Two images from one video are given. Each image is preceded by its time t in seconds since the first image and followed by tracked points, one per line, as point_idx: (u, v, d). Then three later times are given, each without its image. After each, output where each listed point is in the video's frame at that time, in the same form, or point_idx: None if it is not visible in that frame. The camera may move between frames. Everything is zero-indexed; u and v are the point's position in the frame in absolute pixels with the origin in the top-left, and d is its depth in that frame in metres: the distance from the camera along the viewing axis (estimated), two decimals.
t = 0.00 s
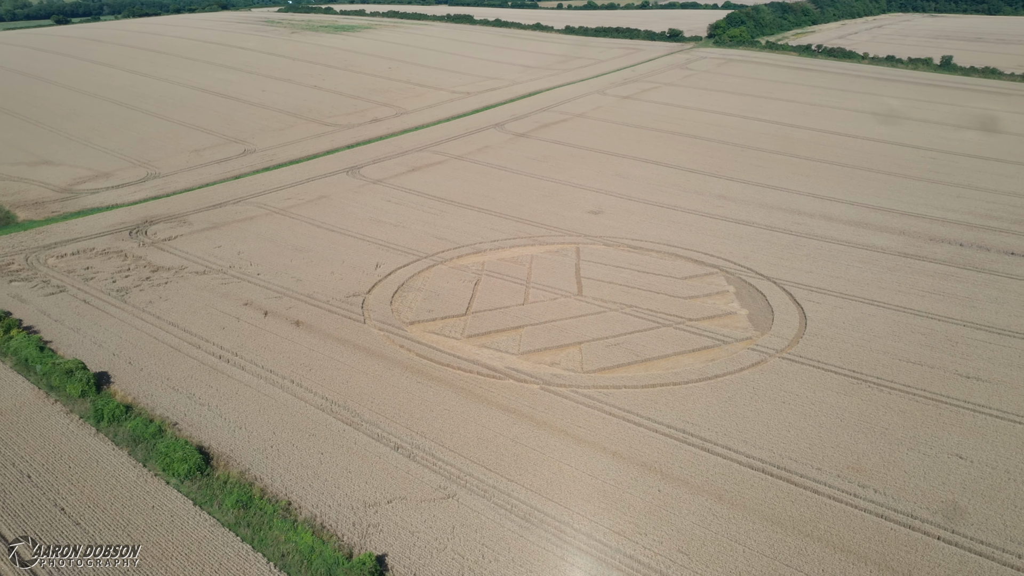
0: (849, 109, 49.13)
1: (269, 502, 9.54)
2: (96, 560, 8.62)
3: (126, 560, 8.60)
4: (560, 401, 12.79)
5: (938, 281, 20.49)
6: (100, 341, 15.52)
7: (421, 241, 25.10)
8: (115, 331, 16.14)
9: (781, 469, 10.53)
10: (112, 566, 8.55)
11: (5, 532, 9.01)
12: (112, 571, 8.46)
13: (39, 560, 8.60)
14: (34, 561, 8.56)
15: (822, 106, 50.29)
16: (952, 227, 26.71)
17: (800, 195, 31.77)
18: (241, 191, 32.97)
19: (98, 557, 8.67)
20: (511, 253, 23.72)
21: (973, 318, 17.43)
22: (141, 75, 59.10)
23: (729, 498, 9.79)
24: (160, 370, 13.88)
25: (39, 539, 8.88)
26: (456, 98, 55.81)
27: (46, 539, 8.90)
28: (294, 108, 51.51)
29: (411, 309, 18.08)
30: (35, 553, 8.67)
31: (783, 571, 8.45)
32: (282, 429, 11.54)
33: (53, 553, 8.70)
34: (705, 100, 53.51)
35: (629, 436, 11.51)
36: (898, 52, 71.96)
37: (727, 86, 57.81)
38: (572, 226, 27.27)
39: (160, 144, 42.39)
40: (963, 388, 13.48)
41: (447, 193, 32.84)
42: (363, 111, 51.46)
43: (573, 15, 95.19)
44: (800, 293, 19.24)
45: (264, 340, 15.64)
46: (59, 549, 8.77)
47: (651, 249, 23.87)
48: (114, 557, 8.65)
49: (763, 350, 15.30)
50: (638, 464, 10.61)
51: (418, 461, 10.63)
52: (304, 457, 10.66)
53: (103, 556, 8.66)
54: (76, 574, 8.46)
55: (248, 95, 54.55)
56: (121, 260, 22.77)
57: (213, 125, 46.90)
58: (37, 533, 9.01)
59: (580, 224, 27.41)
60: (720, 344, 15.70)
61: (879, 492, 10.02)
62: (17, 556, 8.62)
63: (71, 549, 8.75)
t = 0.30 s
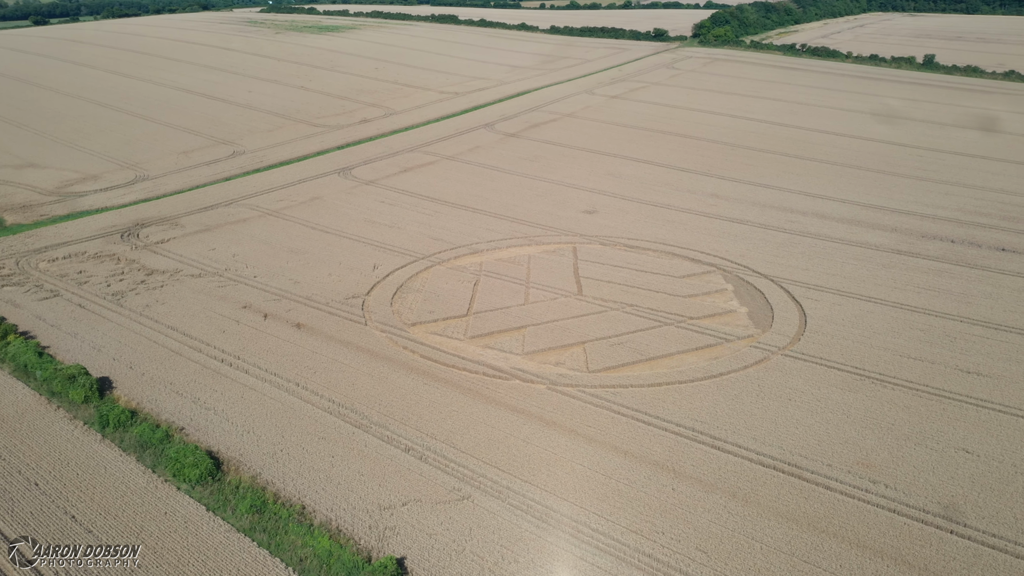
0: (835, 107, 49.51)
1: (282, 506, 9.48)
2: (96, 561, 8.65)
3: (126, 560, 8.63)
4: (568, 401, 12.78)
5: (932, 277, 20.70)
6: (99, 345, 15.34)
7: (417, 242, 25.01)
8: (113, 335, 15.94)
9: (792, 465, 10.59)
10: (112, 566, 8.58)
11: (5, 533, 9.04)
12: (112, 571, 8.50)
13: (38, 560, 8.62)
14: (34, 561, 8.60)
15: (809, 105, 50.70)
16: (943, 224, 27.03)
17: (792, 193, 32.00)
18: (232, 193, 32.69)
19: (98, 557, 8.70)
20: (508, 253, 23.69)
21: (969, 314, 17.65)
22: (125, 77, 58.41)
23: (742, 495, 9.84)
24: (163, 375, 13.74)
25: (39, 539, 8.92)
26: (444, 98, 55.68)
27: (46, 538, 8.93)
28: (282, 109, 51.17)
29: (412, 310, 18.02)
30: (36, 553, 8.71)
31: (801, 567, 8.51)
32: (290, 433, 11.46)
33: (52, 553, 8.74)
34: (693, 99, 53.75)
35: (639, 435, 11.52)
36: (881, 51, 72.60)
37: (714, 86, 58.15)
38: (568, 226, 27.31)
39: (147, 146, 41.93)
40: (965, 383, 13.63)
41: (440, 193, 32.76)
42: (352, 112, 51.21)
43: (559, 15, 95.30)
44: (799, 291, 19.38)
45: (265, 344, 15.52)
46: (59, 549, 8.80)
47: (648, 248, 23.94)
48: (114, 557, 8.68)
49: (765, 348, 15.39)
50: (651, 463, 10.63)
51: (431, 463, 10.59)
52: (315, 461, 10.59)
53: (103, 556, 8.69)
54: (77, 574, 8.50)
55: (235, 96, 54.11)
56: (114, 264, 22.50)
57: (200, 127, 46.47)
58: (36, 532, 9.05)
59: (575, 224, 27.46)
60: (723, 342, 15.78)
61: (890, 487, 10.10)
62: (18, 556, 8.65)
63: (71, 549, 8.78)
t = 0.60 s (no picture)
0: (822, 106, 49.87)
1: (297, 511, 9.42)
2: (97, 561, 8.68)
3: (126, 560, 8.66)
4: (576, 401, 12.78)
5: (926, 274, 20.95)
6: (98, 350, 15.14)
7: (413, 243, 24.94)
8: (112, 340, 15.75)
9: (802, 462, 10.67)
10: (112, 566, 8.59)
11: (5, 534, 9.08)
12: (112, 571, 8.52)
13: (39, 560, 8.67)
14: (35, 560, 8.64)
15: (796, 104, 51.10)
16: (934, 221, 27.33)
17: (784, 191, 32.22)
18: (224, 195, 32.40)
19: (98, 557, 8.72)
20: (505, 253, 23.68)
21: (965, 310, 17.88)
22: (108, 78, 57.74)
23: (756, 492, 9.89)
24: (166, 379, 13.59)
25: (39, 540, 8.96)
26: (433, 99, 55.54)
27: (46, 539, 8.98)
28: (270, 111, 50.82)
29: (413, 312, 17.95)
30: (36, 553, 8.74)
31: (820, 563, 8.57)
32: (300, 436, 11.39)
33: (52, 553, 8.78)
34: (681, 99, 53.96)
35: (649, 433, 11.54)
36: (865, 50, 73.27)
37: (701, 85, 58.47)
38: (563, 225, 27.34)
39: (135, 148, 41.47)
40: (967, 378, 13.78)
41: (433, 194, 32.68)
42: (341, 113, 50.94)
43: (545, 15, 95.40)
44: (797, 288, 19.52)
45: (268, 347, 15.39)
46: (59, 549, 8.84)
47: (644, 247, 24.01)
48: (114, 557, 8.70)
49: (768, 346, 15.48)
50: (663, 461, 10.65)
51: (444, 465, 10.56)
52: (327, 465, 10.52)
53: (103, 556, 8.71)
54: (77, 573, 8.53)
55: (221, 97, 53.67)
56: (108, 267, 22.23)
57: (188, 128, 46.06)
58: (37, 533, 9.09)
59: (571, 224, 27.49)
60: (726, 340, 15.86)
61: (900, 482, 10.18)
62: (18, 556, 8.69)
63: (71, 549, 8.82)
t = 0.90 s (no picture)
0: (809, 105, 50.26)
1: (312, 515, 9.37)
2: (97, 561, 8.72)
3: (126, 561, 8.69)
4: (584, 400, 12.79)
5: (920, 270, 21.19)
6: (98, 355, 14.95)
7: (409, 243, 24.87)
8: (111, 344, 15.56)
9: (812, 458, 10.74)
10: (113, 566, 8.63)
11: (4, 534, 9.13)
12: (113, 571, 8.56)
13: (40, 559, 8.72)
14: (35, 561, 8.68)
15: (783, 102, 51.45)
16: (925, 218, 27.62)
17: (776, 190, 32.46)
18: (215, 197, 32.11)
19: (98, 557, 8.77)
20: (502, 253, 23.66)
21: (961, 306, 18.10)
22: (91, 79, 57.07)
23: (770, 490, 9.95)
24: (169, 383, 13.46)
25: (38, 540, 9.00)
26: (421, 99, 55.40)
27: (46, 539, 9.03)
28: (258, 112, 50.45)
29: (414, 313, 17.90)
30: (36, 553, 8.79)
31: (837, 559, 8.64)
32: (309, 439, 11.32)
33: (52, 553, 8.82)
34: (669, 98, 54.19)
35: (660, 432, 11.57)
36: (848, 49, 73.95)
37: (689, 84, 58.74)
38: (559, 226, 27.36)
39: (122, 150, 41.02)
40: (968, 373, 13.95)
41: (427, 194, 32.59)
42: (329, 114, 50.66)
43: (531, 15, 95.45)
44: (795, 286, 19.67)
45: (270, 350, 15.27)
46: (59, 549, 8.88)
47: (641, 246, 24.10)
48: (114, 557, 8.73)
49: (770, 343, 15.59)
50: (676, 459, 10.69)
51: (458, 467, 10.53)
52: (339, 468, 10.46)
53: (104, 556, 8.76)
54: (77, 573, 8.57)
55: (208, 98, 53.22)
56: (101, 271, 21.95)
57: (175, 130, 45.62)
58: (37, 533, 9.13)
59: (566, 224, 27.51)
60: (728, 338, 15.95)
61: (910, 478, 10.28)
62: (18, 556, 8.73)
63: (71, 549, 8.87)
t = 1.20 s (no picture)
0: (797, 104, 50.60)
1: (327, 519, 9.33)
2: (97, 561, 8.76)
3: (126, 561, 8.73)
4: (592, 401, 12.79)
5: (915, 267, 21.42)
6: (97, 361, 14.76)
7: (406, 244, 24.78)
8: (111, 349, 15.38)
9: (822, 455, 10.82)
10: (113, 566, 8.67)
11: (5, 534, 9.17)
12: (112, 571, 8.59)
13: (40, 559, 8.77)
14: (36, 561, 8.74)
15: (771, 101, 51.79)
16: (916, 215, 27.91)
17: (768, 188, 32.66)
18: (207, 199, 31.80)
19: (98, 557, 8.81)
20: (499, 254, 23.64)
21: (957, 302, 18.32)
22: (74, 81, 56.34)
23: (783, 487, 10.00)
24: (172, 389, 13.31)
25: (39, 540, 9.04)
26: (411, 99, 55.20)
27: (46, 539, 9.07)
28: (246, 113, 50.06)
29: (415, 314, 17.83)
30: (36, 553, 8.84)
31: (855, 555, 8.70)
32: (319, 442, 11.26)
33: (52, 553, 8.86)
34: (658, 97, 54.34)
35: (670, 431, 11.60)
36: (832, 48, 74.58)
37: (676, 84, 59.00)
38: (554, 226, 27.35)
39: (109, 152, 40.54)
40: (969, 368, 14.10)
41: (420, 195, 32.49)
42: (318, 114, 50.36)
43: (518, 15, 95.42)
44: (793, 284, 19.80)
45: (272, 353, 15.15)
46: (59, 549, 8.93)
47: (638, 245, 24.16)
48: (114, 557, 8.77)
49: (772, 341, 15.69)
50: (688, 458, 10.72)
51: (472, 468, 10.50)
52: (352, 472, 10.40)
53: (104, 556, 8.79)
54: (76, 573, 8.61)
55: (194, 100, 52.74)
56: (95, 275, 21.68)
57: (162, 132, 45.15)
58: (37, 532, 9.18)
59: (562, 224, 27.52)
60: (730, 337, 16.02)
61: (920, 473, 10.38)
62: (18, 556, 8.78)
63: (71, 549, 8.92)
